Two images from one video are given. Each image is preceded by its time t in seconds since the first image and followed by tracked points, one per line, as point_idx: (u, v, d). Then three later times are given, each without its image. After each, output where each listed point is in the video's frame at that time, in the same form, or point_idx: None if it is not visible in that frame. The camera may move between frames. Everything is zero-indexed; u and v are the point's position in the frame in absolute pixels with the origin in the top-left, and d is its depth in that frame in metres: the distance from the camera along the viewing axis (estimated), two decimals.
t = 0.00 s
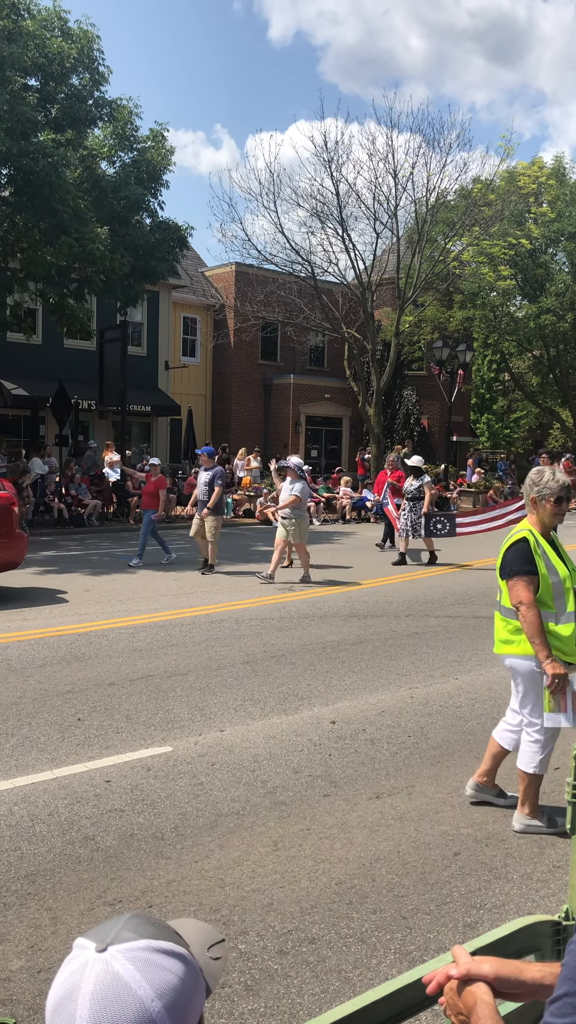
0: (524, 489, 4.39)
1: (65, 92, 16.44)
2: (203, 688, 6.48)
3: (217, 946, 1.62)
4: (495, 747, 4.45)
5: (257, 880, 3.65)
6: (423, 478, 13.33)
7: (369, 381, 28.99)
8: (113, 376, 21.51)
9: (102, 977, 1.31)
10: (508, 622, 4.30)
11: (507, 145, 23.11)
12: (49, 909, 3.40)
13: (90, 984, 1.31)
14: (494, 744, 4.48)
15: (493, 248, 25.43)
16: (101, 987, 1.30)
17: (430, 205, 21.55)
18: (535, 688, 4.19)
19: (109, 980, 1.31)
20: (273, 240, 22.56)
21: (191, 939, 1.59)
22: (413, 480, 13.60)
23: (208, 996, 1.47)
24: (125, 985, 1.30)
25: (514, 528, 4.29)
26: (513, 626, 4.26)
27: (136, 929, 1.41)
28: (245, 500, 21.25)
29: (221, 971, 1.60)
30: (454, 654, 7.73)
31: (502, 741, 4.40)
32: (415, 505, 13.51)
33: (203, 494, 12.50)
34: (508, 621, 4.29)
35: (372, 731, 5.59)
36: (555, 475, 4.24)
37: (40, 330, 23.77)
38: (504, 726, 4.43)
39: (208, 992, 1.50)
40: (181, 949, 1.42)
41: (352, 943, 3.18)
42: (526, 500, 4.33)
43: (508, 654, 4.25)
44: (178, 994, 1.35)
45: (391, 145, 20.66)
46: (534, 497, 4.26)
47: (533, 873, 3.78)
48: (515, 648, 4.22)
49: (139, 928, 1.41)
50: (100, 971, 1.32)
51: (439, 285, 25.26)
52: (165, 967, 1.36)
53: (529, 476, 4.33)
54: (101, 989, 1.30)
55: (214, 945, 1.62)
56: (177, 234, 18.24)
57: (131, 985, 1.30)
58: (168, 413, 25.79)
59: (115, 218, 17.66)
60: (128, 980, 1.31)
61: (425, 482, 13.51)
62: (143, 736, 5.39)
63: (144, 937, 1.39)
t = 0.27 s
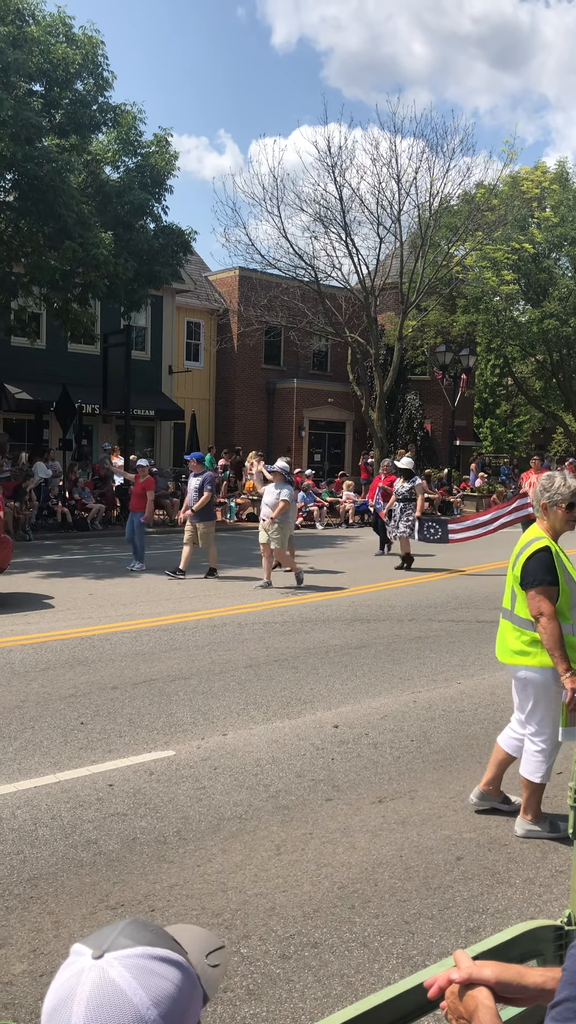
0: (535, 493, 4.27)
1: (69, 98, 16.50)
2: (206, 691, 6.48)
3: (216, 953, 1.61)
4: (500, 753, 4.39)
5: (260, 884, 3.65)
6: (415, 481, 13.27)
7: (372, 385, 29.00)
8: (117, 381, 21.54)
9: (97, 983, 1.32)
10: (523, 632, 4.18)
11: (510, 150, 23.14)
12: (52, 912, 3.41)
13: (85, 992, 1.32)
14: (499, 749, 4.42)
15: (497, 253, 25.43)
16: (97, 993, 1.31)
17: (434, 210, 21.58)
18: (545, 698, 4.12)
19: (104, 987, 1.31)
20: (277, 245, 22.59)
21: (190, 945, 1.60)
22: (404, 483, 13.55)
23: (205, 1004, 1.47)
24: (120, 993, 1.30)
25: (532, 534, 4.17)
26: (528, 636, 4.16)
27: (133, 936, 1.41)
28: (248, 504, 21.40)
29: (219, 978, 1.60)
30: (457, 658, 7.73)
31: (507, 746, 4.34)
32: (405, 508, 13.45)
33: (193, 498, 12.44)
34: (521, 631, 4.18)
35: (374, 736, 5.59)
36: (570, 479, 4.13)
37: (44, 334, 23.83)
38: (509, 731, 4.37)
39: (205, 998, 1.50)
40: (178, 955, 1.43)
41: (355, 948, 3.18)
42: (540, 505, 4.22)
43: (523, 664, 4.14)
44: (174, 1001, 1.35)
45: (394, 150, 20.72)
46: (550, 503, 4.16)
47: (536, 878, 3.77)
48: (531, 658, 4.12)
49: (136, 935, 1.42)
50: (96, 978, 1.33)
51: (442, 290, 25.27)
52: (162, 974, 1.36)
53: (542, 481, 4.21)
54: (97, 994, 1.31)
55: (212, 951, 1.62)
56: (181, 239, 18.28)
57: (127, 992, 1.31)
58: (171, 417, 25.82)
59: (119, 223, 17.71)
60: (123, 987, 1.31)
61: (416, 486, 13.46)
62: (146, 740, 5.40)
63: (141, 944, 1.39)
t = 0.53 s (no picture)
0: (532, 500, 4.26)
1: (72, 102, 16.57)
2: (207, 695, 6.48)
3: (210, 959, 1.62)
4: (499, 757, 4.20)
5: (260, 889, 3.64)
6: (404, 487, 13.13)
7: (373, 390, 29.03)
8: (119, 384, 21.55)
9: (91, 988, 1.33)
10: (532, 643, 4.05)
11: (512, 156, 23.18)
12: (52, 915, 3.41)
13: (79, 998, 1.32)
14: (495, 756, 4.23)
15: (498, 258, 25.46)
16: (91, 997, 1.31)
17: (436, 215, 21.63)
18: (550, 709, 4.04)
19: (97, 994, 1.32)
20: (279, 250, 22.61)
21: (184, 951, 1.60)
22: (393, 489, 13.40)
23: (199, 1009, 1.48)
24: (114, 999, 1.31)
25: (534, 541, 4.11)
26: (530, 645, 4.06)
27: (127, 942, 1.42)
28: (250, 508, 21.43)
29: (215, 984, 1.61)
30: (458, 663, 7.72)
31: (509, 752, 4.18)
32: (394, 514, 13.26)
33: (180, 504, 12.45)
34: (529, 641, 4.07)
35: (375, 740, 5.58)
36: (570, 487, 4.15)
37: (46, 338, 23.87)
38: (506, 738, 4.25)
39: (200, 1003, 1.50)
40: (171, 961, 1.43)
41: (355, 953, 3.17)
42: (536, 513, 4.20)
43: (536, 676, 4.02)
44: (167, 1004, 1.35)
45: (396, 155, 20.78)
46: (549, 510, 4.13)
47: (537, 884, 3.76)
48: (536, 668, 4.03)
49: (130, 941, 1.43)
50: (90, 985, 1.33)
51: (443, 295, 25.29)
52: (156, 979, 1.37)
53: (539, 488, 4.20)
54: (91, 999, 1.31)
55: (206, 958, 1.62)
56: (183, 243, 18.32)
57: (120, 996, 1.31)
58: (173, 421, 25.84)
59: (122, 227, 17.74)
60: (117, 992, 1.32)
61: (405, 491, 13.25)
62: (147, 744, 5.40)
63: (135, 950, 1.40)
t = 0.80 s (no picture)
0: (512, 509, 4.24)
1: (74, 106, 16.62)
2: (205, 700, 6.48)
3: (205, 963, 1.62)
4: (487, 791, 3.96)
5: (257, 894, 3.64)
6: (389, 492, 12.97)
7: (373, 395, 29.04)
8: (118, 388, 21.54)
9: (87, 992, 1.33)
10: (527, 654, 3.97)
11: (513, 162, 23.20)
12: (48, 919, 3.40)
13: (75, 1002, 1.32)
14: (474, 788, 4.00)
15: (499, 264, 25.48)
16: (88, 1001, 1.31)
17: (436, 220, 21.65)
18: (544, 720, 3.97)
19: (93, 998, 1.32)
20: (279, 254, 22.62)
21: (181, 956, 1.60)
22: (378, 493, 13.23)
23: (195, 1013, 1.48)
24: (110, 1003, 1.31)
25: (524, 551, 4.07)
26: (523, 656, 3.97)
27: (124, 946, 1.42)
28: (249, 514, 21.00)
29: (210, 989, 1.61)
30: (456, 669, 7.71)
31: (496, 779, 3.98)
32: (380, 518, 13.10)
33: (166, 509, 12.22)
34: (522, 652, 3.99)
35: (373, 746, 5.57)
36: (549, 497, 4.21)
37: (46, 341, 23.89)
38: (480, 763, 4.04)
39: (195, 1008, 1.50)
40: (167, 965, 1.43)
41: (352, 958, 3.18)
42: (519, 522, 4.18)
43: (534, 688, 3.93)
44: (163, 1008, 1.35)
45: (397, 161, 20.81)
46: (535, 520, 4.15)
47: (535, 890, 3.76)
48: (531, 680, 3.94)
49: (127, 945, 1.43)
50: (87, 990, 1.33)
51: (444, 301, 25.30)
52: (152, 983, 1.37)
53: (523, 497, 4.20)
54: (87, 1002, 1.31)
55: (202, 962, 1.62)
56: (183, 247, 18.33)
57: (115, 1000, 1.31)
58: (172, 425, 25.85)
59: (122, 231, 17.75)
60: (112, 996, 1.32)
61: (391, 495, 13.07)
62: (144, 748, 5.40)
63: (131, 954, 1.40)
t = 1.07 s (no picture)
0: (488, 516, 4.15)
1: (72, 110, 16.66)
2: (198, 704, 6.48)
3: (205, 970, 1.63)
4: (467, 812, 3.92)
5: (249, 900, 3.64)
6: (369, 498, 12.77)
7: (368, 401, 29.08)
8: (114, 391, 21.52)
9: (91, 995, 1.33)
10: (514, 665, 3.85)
11: (509, 170, 23.30)
12: (39, 924, 3.40)
13: (79, 1005, 1.32)
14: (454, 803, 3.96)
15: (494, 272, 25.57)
16: (90, 1006, 1.32)
17: (433, 227, 21.75)
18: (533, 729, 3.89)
19: (97, 1001, 1.32)
20: (276, 260, 22.65)
21: (181, 962, 1.61)
22: (359, 499, 13.02)
23: (196, 1019, 1.48)
24: (113, 1007, 1.31)
25: (504, 558, 3.96)
26: (513, 667, 3.85)
27: (127, 950, 1.42)
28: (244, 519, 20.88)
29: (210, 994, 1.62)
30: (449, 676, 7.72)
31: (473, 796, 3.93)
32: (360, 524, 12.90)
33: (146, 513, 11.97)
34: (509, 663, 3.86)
35: (366, 752, 5.58)
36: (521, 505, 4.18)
37: (42, 345, 23.88)
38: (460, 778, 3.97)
39: (196, 1014, 1.51)
40: (170, 970, 1.43)
41: (344, 965, 3.18)
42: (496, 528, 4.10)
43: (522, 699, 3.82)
44: (165, 1010, 1.36)
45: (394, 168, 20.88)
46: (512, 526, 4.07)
47: (528, 897, 3.76)
48: (523, 691, 3.83)
49: (130, 949, 1.43)
50: (90, 992, 1.33)
51: (440, 308, 25.37)
52: (155, 988, 1.37)
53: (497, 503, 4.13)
54: (90, 1007, 1.31)
55: (203, 969, 1.63)
56: (180, 252, 18.37)
57: (118, 1005, 1.31)
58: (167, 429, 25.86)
59: (119, 235, 17.77)
60: (115, 999, 1.32)
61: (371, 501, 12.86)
62: (138, 752, 5.39)
63: (134, 958, 1.41)
